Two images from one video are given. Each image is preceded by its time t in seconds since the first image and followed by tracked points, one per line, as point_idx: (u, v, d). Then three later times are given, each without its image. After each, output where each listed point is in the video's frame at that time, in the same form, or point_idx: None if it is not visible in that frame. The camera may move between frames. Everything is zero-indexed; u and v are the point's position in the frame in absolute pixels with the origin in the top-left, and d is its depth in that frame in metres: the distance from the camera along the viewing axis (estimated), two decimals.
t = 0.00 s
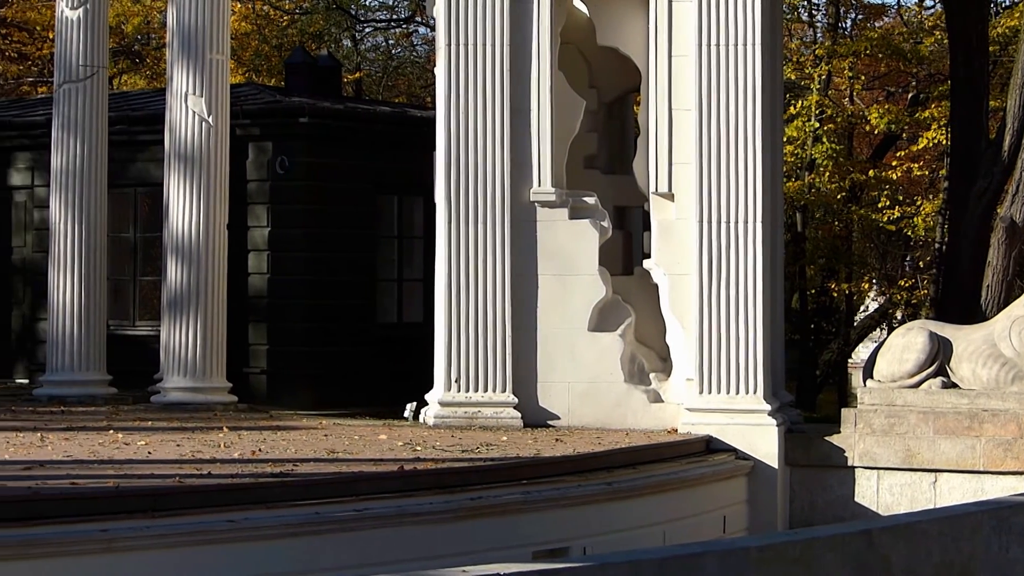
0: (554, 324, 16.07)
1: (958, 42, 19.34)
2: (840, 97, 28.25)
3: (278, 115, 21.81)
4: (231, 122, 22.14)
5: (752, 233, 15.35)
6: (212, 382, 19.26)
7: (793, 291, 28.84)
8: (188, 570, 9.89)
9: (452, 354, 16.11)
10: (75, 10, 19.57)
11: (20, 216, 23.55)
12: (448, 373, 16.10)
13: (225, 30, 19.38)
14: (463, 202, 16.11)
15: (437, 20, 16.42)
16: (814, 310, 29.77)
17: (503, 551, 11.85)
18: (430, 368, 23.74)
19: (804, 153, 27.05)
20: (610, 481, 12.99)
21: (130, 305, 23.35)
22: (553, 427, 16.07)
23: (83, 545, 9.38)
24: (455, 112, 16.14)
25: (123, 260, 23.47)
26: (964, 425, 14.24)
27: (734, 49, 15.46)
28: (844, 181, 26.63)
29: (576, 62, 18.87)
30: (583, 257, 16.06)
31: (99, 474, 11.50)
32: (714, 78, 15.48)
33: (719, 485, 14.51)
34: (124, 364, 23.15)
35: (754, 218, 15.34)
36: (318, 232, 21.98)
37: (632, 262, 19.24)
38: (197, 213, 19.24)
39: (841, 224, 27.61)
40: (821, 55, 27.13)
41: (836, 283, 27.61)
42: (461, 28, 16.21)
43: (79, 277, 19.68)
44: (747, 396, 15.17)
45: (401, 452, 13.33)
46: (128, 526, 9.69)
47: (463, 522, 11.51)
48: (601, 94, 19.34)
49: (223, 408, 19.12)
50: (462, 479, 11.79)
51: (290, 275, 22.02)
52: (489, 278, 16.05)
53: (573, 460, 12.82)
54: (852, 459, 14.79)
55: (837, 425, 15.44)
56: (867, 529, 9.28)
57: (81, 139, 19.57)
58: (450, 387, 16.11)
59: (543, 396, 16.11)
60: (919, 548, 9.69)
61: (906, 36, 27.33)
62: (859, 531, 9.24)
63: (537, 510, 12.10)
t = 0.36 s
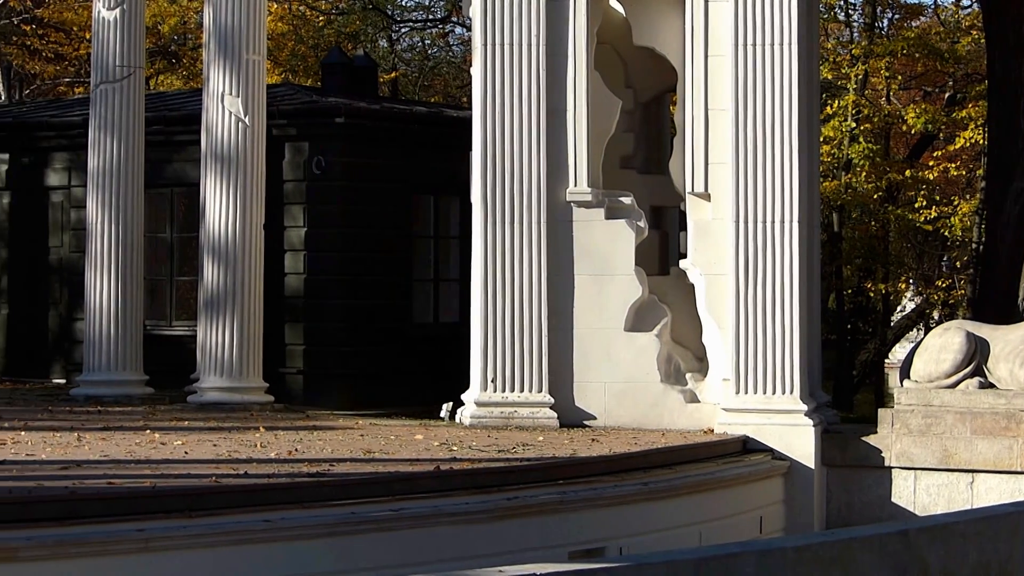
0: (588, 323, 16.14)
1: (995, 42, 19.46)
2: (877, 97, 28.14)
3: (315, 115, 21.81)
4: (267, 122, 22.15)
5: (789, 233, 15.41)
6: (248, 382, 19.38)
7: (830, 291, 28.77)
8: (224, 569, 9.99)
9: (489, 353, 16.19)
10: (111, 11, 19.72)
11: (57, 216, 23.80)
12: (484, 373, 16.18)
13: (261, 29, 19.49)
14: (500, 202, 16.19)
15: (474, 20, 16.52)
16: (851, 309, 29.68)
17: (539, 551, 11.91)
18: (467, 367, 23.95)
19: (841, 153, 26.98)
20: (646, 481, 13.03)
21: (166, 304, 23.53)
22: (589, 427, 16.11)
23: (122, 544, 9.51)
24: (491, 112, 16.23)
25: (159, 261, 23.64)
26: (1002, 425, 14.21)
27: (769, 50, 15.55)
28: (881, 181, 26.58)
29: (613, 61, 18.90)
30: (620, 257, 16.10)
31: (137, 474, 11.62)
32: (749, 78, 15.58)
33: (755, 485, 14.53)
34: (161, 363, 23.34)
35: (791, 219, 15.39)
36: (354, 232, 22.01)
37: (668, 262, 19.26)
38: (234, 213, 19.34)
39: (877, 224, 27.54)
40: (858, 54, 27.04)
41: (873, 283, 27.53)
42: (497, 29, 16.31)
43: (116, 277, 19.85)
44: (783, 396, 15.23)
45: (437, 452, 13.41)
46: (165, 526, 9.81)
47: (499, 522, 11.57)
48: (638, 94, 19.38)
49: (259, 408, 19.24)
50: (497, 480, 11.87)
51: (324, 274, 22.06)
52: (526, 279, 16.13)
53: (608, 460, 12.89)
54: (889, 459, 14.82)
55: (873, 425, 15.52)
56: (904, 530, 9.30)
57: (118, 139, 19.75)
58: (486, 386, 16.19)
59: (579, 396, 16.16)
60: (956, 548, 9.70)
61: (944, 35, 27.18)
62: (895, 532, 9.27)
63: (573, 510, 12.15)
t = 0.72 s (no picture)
0: (621, 322, 16.19)
1: None
2: (911, 96, 28.05)
3: (349, 115, 21.92)
4: (302, 122, 22.25)
5: (823, 233, 15.41)
6: (283, 381, 19.49)
7: (864, 291, 28.72)
8: (259, 568, 10.08)
9: (523, 353, 16.26)
10: (146, 11, 19.86)
11: (92, 216, 23.99)
12: (519, 372, 16.25)
13: (295, 29, 19.58)
14: (534, 202, 16.26)
15: (508, 20, 16.59)
16: (886, 309, 29.62)
17: (572, 551, 11.96)
18: (497, 366, 23.81)
19: (875, 152, 26.91)
20: (680, 481, 13.07)
21: (201, 304, 23.69)
22: (623, 427, 16.16)
23: (156, 544, 9.60)
24: (525, 112, 16.31)
25: (194, 261, 23.79)
26: None
27: (803, 49, 15.56)
28: (916, 181, 26.50)
29: (647, 61, 18.90)
30: (653, 256, 16.14)
31: (172, 474, 11.72)
32: (783, 78, 15.58)
33: (790, 485, 14.54)
34: (196, 362, 23.51)
35: (825, 219, 15.40)
36: (389, 232, 22.07)
37: (702, 262, 19.27)
38: (268, 213, 19.43)
39: (911, 223, 27.24)
40: (893, 53, 26.93)
41: (907, 283, 27.42)
42: (531, 29, 16.38)
43: (151, 276, 20.00)
44: (818, 396, 15.27)
45: (472, 452, 13.46)
46: (199, 526, 9.90)
47: (533, 522, 11.62)
48: (672, 94, 19.40)
49: (294, 408, 19.35)
50: (530, 480, 11.92)
51: (357, 274, 22.11)
52: (559, 278, 16.18)
53: (642, 460, 12.94)
54: (924, 460, 14.85)
55: (909, 425, 15.47)
56: (938, 530, 9.31)
57: (152, 138, 19.90)
58: (521, 386, 16.26)
59: (613, 396, 16.20)
60: (991, 549, 9.70)
61: (979, 34, 27.06)
62: (930, 532, 9.28)
63: (607, 510, 12.19)
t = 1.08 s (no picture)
0: (650, 321, 16.22)
1: None
2: (940, 96, 27.97)
3: (376, 115, 21.88)
4: (331, 122, 22.31)
5: (852, 233, 15.42)
6: (311, 382, 19.61)
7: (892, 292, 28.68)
8: (288, 568, 10.15)
9: (552, 354, 16.32)
10: (175, 12, 20.04)
11: (121, 217, 24.14)
12: (548, 372, 16.31)
13: (324, 29, 19.68)
14: (563, 202, 16.31)
15: (537, 20, 16.64)
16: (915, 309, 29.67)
17: (601, 551, 12.01)
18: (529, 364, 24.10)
19: (904, 153, 26.83)
20: (709, 481, 13.10)
21: (230, 305, 23.83)
22: (652, 427, 16.19)
23: (186, 544, 9.65)
24: (553, 113, 16.36)
25: (223, 260, 23.98)
26: None
27: (832, 49, 15.57)
28: (945, 181, 26.42)
29: (675, 61, 18.93)
30: (682, 257, 16.17)
31: (201, 474, 11.83)
32: (812, 79, 15.60)
33: (818, 486, 14.55)
34: (225, 363, 23.64)
35: (854, 220, 15.41)
36: (419, 232, 22.11)
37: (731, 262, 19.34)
38: (298, 213, 19.56)
39: (940, 224, 27.54)
40: (922, 53, 26.83)
41: (936, 283, 27.33)
42: (559, 29, 16.43)
43: (180, 277, 20.12)
44: (847, 396, 15.28)
45: (501, 452, 13.55)
46: (229, 526, 9.96)
47: (561, 522, 11.66)
48: (701, 94, 19.43)
49: (322, 408, 19.45)
50: (559, 480, 11.97)
51: (386, 274, 22.15)
52: (588, 279, 16.24)
53: (670, 461, 12.97)
54: (953, 460, 14.85)
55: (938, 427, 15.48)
56: (967, 530, 9.32)
57: (182, 138, 20.05)
58: (549, 386, 16.32)
59: (642, 397, 16.23)
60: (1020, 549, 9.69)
61: (1009, 34, 26.95)
62: (959, 533, 9.29)
63: (635, 510, 12.23)
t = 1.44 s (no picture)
0: (684, 322, 16.28)
1: None
2: (976, 97, 27.91)
3: (412, 116, 21.99)
4: (366, 124, 22.35)
5: (887, 234, 15.42)
6: (347, 383, 19.73)
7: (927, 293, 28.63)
8: (324, 569, 10.24)
9: (587, 355, 16.40)
10: (210, 14, 20.22)
11: (157, 218, 24.39)
12: (583, 373, 16.39)
13: (359, 31, 19.81)
14: (597, 203, 16.39)
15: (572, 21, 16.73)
16: (951, 310, 29.56)
17: (636, 553, 12.07)
18: (561, 364, 23.92)
19: (940, 153, 26.77)
20: (745, 483, 13.15)
21: (265, 307, 24.02)
22: (687, 428, 16.24)
23: (222, 544, 9.73)
24: (589, 114, 16.45)
25: (258, 262, 24.17)
26: None
27: (868, 50, 15.59)
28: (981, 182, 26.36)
29: (711, 62, 18.99)
30: (718, 258, 16.22)
31: (238, 475, 11.97)
32: (847, 80, 15.62)
33: (854, 487, 14.58)
34: (261, 364, 23.82)
35: (891, 220, 15.41)
36: (455, 233, 22.24)
37: (767, 264, 19.40)
38: (333, 215, 19.68)
39: (977, 225, 27.30)
40: (958, 54, 26.77)
41: (973, 284, 27.26)
42: (596, 30, 16.49)
43: (217, 278, 20.28)
44: (883, 398, 15.30)
45: (536, 454, 13.66)
46: (265, 527, 10.05)
47: (596, 524, 11.73)
48: (736, 94, 19.49)
49: (358, 409, 19.60)
50: (594, 481, 12.05)
51: (422, 275, 22.27)
52: (623, 280, 16.31)
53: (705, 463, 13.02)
54: (989, 462, 14.86)
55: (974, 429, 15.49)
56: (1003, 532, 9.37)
57: (217, 140, 20.22)
58: (585, 387, 16.39)
59: (678, 398, 16.29)
60: None
61: None
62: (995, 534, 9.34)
63: (670, 512, 12.29)
